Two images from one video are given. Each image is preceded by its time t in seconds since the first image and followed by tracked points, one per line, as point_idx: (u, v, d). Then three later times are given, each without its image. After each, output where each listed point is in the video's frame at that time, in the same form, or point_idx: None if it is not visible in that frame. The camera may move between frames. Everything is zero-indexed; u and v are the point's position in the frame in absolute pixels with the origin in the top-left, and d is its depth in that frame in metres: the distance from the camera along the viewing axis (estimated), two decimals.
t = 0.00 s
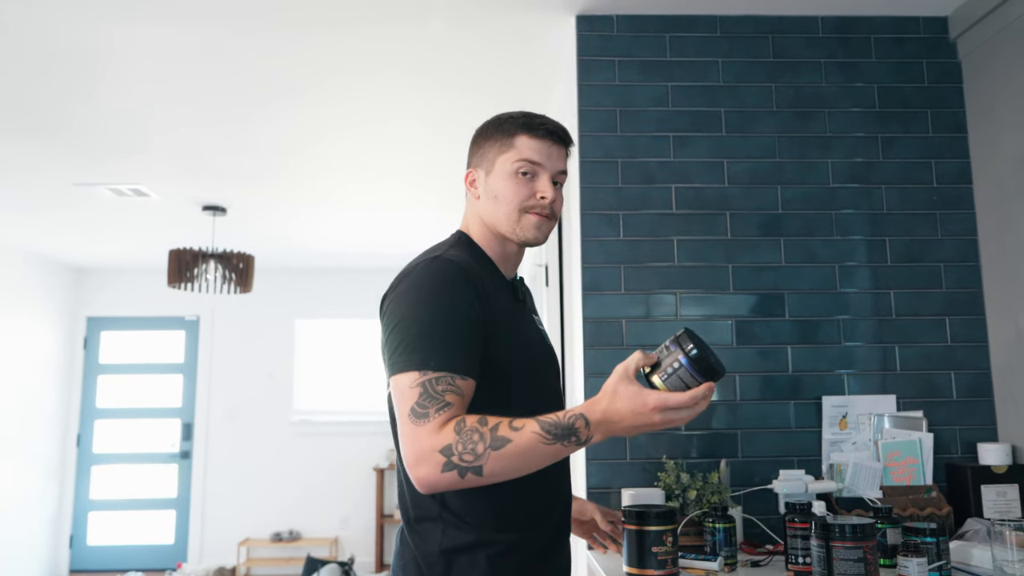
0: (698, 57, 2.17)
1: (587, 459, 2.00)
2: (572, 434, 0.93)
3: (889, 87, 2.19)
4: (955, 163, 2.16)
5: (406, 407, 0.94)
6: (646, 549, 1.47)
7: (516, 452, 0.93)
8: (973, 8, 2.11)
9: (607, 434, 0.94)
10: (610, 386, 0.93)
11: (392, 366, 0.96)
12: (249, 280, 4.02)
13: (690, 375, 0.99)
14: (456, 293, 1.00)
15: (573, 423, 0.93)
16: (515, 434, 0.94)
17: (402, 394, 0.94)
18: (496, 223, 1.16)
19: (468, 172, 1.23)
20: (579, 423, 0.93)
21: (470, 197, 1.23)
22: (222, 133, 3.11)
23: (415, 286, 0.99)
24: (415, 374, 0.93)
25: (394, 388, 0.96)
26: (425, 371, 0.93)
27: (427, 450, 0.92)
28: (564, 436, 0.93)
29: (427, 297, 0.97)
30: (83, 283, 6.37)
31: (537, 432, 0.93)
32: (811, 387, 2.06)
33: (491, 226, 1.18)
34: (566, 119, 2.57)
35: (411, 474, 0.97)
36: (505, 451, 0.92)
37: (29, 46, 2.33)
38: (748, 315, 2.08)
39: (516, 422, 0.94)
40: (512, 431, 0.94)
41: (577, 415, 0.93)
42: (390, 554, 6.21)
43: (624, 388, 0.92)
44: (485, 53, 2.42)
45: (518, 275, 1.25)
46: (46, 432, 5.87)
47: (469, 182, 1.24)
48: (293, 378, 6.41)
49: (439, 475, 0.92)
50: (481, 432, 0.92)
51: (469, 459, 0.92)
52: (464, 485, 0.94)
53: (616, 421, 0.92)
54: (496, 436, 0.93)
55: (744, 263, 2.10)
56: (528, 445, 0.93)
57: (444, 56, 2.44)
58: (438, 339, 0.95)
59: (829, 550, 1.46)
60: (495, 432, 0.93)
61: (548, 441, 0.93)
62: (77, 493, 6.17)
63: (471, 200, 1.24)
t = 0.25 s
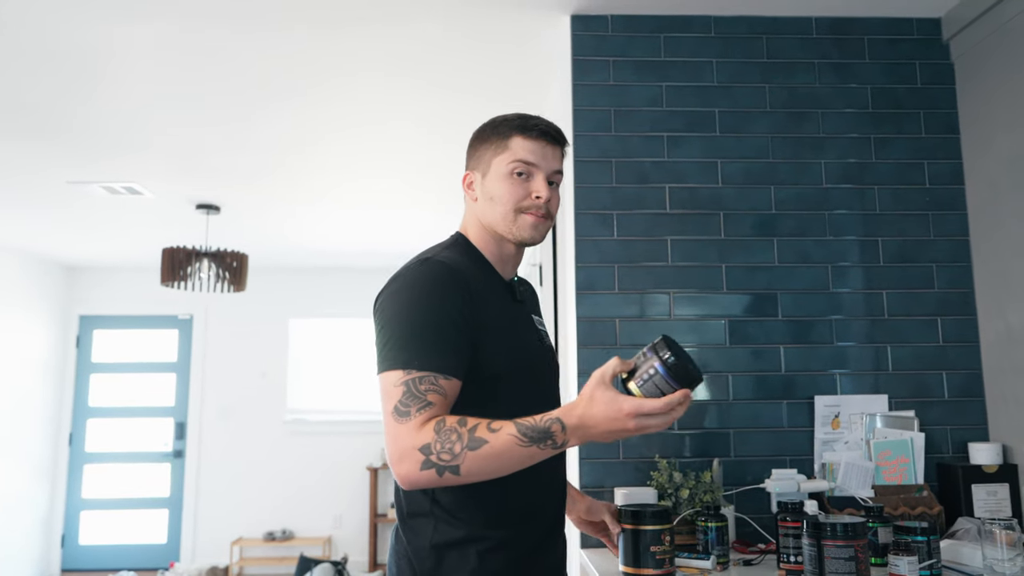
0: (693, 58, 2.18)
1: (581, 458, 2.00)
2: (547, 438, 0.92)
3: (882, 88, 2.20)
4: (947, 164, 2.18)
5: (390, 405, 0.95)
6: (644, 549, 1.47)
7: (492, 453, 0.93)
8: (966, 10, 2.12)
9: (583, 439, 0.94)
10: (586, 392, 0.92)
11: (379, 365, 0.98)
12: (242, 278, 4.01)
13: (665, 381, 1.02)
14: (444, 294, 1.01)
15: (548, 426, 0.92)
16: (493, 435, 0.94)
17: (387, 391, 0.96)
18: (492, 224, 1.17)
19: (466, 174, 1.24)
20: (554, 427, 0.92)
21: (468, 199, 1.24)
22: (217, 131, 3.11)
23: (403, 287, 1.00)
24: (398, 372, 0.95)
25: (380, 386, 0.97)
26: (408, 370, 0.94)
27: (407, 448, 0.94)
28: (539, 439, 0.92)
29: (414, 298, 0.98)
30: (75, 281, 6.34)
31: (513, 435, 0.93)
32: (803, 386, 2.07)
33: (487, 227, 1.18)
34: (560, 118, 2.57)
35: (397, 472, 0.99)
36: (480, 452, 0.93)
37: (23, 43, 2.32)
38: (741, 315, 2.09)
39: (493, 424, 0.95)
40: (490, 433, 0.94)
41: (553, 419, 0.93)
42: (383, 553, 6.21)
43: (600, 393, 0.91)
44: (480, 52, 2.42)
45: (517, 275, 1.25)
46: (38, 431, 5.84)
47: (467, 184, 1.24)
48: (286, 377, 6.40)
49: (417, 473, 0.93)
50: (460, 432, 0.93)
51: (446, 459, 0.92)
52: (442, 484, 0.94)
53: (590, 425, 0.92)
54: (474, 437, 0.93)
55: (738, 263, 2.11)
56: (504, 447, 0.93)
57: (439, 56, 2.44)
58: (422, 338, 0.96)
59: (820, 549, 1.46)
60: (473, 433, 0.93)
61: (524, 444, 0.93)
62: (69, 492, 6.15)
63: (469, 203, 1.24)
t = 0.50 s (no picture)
0: (683, 56, 2.18)
1: (570, 456, 2.00)
2: (526, 439, 0.93)
3: (871, 87, 2.21)
4: (935, 163, 2.19)
5: (374, 404, 0.96)
6: (643, 552, 1.47)
7: (472, 454, 0.93)
8: (954, 10, 2.14)
9: (561, 441, 0.94)
10: (566, 395, 0.93)
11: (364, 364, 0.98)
12: (232, 275, 3.99)
13: (643, 388, 1.01)
14: (430, 295, 1.01)
15: (527, 427, 0.92)
16: (474, 435, 0.94)
17: (372, 390, 0.96)
18: (482, 225, 1.17)
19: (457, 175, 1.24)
20: (533, 428, 0.93)
21: (459, 200, 1.24)
22: (206, 128, 3.09)
23: (389, 287, 1.01)
24: (382, 372, 0.95)
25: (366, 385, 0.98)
26: (392, 370, 0.95)
27: (389, 447, 0.94)
28: (518, 440, 0.93)
29: (399, 298, 0.99)
30: (63, 278, 6.30)
31: (493, 435, 0.93)
32: (792, 384, 2.08)
33: (477, 228, 1.18)
34: (550, 116, 2.57)
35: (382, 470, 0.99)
36: (461, 452, 0.93)
37: (10, 39, 2.30)
38: (731, 313, 2.09)
39: (474, 424, 0.95)
40: (471, 432, 0.94)
41: (532, 420, 0.93)
42: (373, 551, 6.21)
43: (578, 396, 0.92)
44: (471, 50, 2.42)
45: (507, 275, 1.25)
46: (26, 429, 5.80)
47: (458, 185, 1.24)
48: (277, 375, 6.38)
49: (400, 471, 0.94)
50: (441, 432, 0.93)
51: (428, 457, 0.93)
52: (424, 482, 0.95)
53: (568, 427, 0.92)
54: (455, 436, 0.93)
55: (727, 261, 2.11)
56: (484, 447, 0.93)
57: (430, 53, 2.43)
58: (406, 339, 0.96)
59: (808, 546, 1.47)
60: (454, 433, 0.93)
61: (504, 445, 0.93)
62: (57, 490, 6.10)
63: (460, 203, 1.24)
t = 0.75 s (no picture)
0: (676, 55, 2.18)
1: (565, 454, 2.00)
2: (519, 435, 0.92)
3: (864, 86, 2.21)
4: (928, 163, 2.19)
5: (369, 403, 0.95)
6: (637, 551, 1.47)
7: (465, 450, 0.92)
8: (947, 9, 2.14)
9: (554, 436, 0.93)
10: (557, 389, 0.92)
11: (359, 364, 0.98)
12: (225, 274, 3.98)
13: (634, 382, 1.00)
14: (423, 294, 1.01)
15: (519, 423, 0.92)
16: (467, 431, 0.93)
17: (366, 389, 0.96)
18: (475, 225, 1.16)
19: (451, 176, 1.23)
20: (526, 423, 0.92)
21: (453, 201, 1.23)
22: (199, 126, 3.07)
23: (383, 287, 1.00)
24: (376, 371, 0.95)
25: (360, 384, 0.97)
26: (386, 368, 0.94)
27: (384, 446, 0.93)
28: (510, 436, 0.92)
29: (393, 297, 0.98)
30: (56, 276, 6.27)
31: (486, 431, 0.93)
32: (786, 383, 2.08)
33: (470, 228, 1.18)
34: (544, 115, 2.57)
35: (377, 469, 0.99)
36: (455, 449, 0.92)
37: None
38: (724, 312, 2.09)
39: (468, 421, 0.94)
40: (464, 429, 0.93)
41: (524, 416, 0.93)
42: (367, 550, 6.20)
43: (570, 390, 0.91)
44: (465, 48, 2.41)
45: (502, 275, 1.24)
46: (17, 429, 5.76)
47: (452, 185, 1.24)
48: (271, 373, 6.36)
49: (394, 470, 0.93)
50: (435, 429, 0.93)
51: (422, 455, 0.92)
52: (419, 481, 0.94)
53: (560, 422, 0.91)
54: (448, 434, 0.93)
55: (720, 260, 2.11)
56: (478, 444, 0.93)
57: (424, 51, 2.42)
58: (400, 337, 0.96)
59: (801, 544, 1.47)
60: (447, 430, 0.93)
61: (497, 441, 0.92)
62: (49, 490, 6.07)
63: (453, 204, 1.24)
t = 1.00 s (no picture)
0: (674, 54, 2.18)
1: (562, 454, 2.00)
2: (515, 424, 0.91)
3: (862, 86, 2.21)
4: (925, 162, 2.19)
5: (367, 401, 0.95)
6: (634, 550, 1.47)
7: (462, 443, 0.91)
8: (945, 8, 2.14)
9: (551, 424, 0.91)
10: (551, 377, 0.90)
11: (357, 363, 0.98)
12: (222, 273, 3.97)
13: (628, 368, 0.96)
14: (421, 293, 1.01)
15: (515, 412, 0.91)
16: (464, 424, 0.92)
17: (364, 388, 0.96)
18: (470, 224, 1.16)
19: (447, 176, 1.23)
20: (521, 413, 0.91)
21: (449, 200, 1.23)
22: (196, 124, 3.07)
23: (381, 286, 1.00)
24: (374, 369, 0.95)
25: (359, 383, 0.97)
26: (384, 367, 0.94)
27: (383, 443, 0.93)
28: (506, 426, 0.91)
29: (390, 295, 0.98)
30: (52, 276, 6.25)
31: (483, 422, 0.92)
32: (782, 382, 2.08)
33: (466, 227, 1.18)
34: (541, 114, 2.56)
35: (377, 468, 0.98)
36: (453, 443, 0.91)
37: None
38: (721, 311, 2.09)
39: (465, 414, 0.93)
40: (460, 422, 0.93)
41: (520, 404, 0.91)
42: (365, 549, 6.19)
43: (563, 376, 0.89)
44: (462, 47, 2.41)
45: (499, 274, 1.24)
46: (14, 428, 5.75)
47: (447, 185, 1.23)
48: (267, 373, 6.35)
49: (392, 467, 0.92)
50: (431, 424, 0.92)
51: (420, 451, 0.91)
52: (418, 478, 0.93)
53: (556, 409, 0.90)
54: (445, 428, 0.92)
55: (718, 259, 2.11)
56: (475, 436, 0.92)
57: (421, 50, 2.42)
58: (398, 335, 0.95)
59: (798, 543, 1.47)
60: (444, 424, 0.92)
61: (494, 432, 0.91)
62: (45, 489, 6.06)
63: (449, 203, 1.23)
